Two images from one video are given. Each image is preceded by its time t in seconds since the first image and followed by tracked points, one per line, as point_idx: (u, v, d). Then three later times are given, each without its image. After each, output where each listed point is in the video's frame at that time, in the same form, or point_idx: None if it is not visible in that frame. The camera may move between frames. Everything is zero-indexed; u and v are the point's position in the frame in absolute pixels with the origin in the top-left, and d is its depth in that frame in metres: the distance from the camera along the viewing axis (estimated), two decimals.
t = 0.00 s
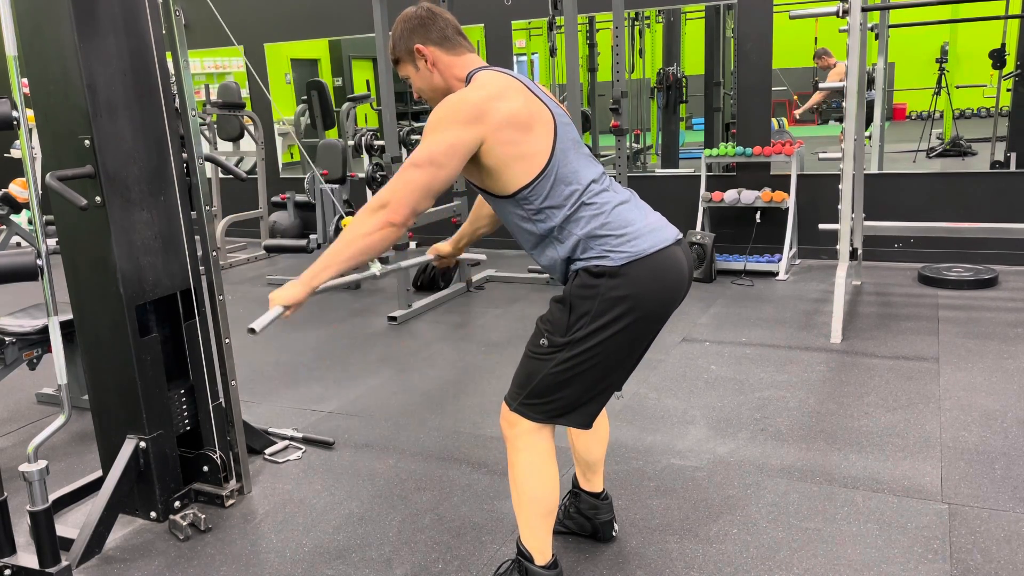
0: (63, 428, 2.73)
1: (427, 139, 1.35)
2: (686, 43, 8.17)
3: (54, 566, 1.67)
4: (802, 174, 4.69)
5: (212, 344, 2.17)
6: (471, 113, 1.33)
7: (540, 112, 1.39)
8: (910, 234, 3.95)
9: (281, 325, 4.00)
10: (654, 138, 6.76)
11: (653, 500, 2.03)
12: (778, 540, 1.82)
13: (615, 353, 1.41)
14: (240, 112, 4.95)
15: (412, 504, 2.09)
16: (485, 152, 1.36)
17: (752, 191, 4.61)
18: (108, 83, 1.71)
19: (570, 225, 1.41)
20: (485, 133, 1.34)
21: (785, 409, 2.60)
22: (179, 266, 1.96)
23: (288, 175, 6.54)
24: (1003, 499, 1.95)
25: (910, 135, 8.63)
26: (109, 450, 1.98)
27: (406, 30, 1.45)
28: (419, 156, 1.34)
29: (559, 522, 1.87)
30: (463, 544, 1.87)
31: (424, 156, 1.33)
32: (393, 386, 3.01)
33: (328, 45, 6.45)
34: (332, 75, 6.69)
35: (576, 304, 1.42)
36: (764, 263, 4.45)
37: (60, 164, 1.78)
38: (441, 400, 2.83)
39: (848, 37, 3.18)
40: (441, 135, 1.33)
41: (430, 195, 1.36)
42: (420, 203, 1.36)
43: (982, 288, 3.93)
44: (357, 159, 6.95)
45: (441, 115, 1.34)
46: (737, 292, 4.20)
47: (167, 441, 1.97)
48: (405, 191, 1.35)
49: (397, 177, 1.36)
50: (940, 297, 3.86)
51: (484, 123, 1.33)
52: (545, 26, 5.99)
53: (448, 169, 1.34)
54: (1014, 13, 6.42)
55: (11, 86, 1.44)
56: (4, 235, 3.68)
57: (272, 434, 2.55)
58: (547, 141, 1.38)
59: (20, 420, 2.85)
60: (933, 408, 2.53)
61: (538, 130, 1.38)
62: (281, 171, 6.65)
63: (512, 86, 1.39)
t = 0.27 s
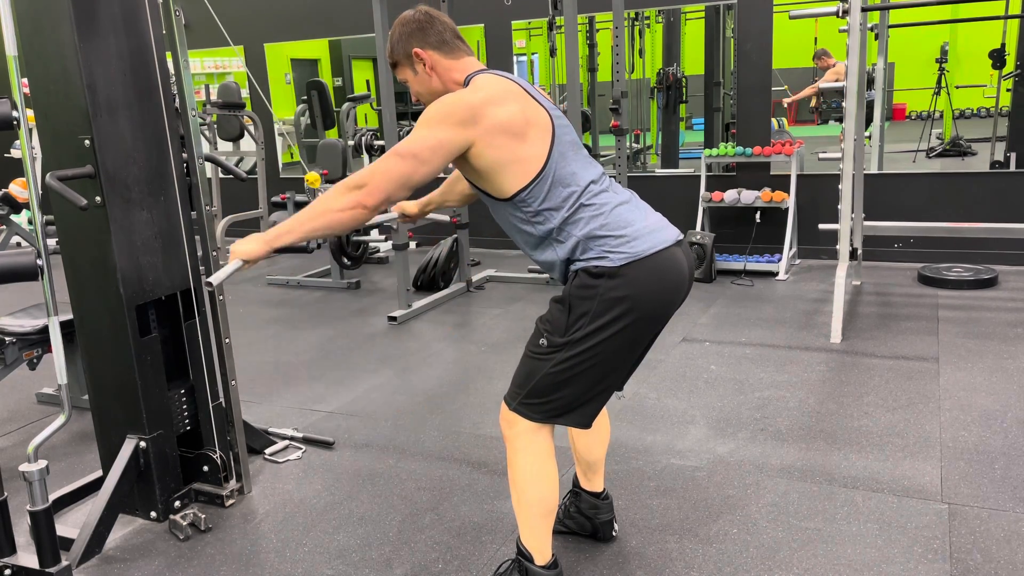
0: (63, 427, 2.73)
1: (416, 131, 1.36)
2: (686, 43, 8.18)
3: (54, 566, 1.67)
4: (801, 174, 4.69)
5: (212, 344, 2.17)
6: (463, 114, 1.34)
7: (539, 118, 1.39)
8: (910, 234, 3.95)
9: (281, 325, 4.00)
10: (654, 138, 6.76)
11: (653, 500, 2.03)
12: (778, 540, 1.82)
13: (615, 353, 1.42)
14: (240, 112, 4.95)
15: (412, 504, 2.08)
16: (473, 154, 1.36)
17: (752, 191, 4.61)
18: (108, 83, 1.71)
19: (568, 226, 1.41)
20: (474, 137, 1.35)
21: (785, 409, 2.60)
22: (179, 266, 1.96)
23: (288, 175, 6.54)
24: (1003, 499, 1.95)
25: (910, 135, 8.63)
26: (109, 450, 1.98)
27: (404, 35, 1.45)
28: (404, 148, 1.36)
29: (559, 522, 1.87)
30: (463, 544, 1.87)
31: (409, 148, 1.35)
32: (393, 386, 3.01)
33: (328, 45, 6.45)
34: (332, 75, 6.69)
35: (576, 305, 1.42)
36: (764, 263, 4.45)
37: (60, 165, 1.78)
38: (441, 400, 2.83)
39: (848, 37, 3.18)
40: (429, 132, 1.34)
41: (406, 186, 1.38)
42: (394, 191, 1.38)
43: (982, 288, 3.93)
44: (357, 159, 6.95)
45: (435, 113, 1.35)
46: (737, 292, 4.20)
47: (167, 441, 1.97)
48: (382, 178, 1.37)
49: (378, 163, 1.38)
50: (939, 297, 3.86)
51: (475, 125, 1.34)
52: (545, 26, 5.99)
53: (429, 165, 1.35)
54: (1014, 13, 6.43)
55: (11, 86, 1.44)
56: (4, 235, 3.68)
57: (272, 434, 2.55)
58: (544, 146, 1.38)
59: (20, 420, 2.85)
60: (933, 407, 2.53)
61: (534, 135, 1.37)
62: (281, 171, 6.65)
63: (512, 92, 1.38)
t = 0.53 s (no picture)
0: (63, 427, 2.73)
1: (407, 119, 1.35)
2: (686, 43, 8.18)
3: (54, 566, 1.67)
4: (802, 174, 4.69)
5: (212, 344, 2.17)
6: (457, 112, 1.33)
7: (534, 123, 1.38)
8: (910, 234, 3.95)
9: (281, 325, 4.00)
10: (654, 138, 6.76)
11: (653, 500, 2.03)
12: (778, 540, 1.82)
13: (618, 354, 1.42)
14: (240, 112, 4.95)
15: (412, 504, 2.09)
16: (460, 153, 1.36)
17: (752, 191, 4.61)
18: (107, 83, 1.71)
19: (568, 228, 1.41)
20: (463, 136, 1.34)
21: (784, 408, 2.60)
22: (179, 266, 1.96)
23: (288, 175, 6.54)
24: (1002, 499, 1.95)
25: (910, 135, 8.63)
26: (108, 450, 1.98)
27: (400, 41, 1.46)
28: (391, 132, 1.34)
29: (559, 522, 1.87)
30: (463, 544, 1.87)
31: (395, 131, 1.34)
32: (393, 386, 3.01)
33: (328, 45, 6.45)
34: (332, 75, 6.70)
35: (579, 305, 1.42)
36: (764, 263, 4.45)
37: (60, 165, 1.78)
38: (441, 400, 2.83)
39: (848, 37, 3.18)
40: (418, 122, 1.33)
41: (384, 170, 1.36)
42: (372, 172, 1.36)
43: (982, 288, 3.93)
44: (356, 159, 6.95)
45: (428, 106, 1.35)
46: (737, 292, 4.20)
47: (167, 441, 1.97)
48: (363, 158, 1.36)
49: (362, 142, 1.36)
50: (939, 297, 3.86)
51: (467, 125, 1.34)
52: (545, 26, 5.99)
53: (413, 155, 1.34)
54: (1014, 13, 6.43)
55: (11, 85, 1.44)
56: (4, 235, 3.68)
57: (272, 434, 2.55)
58: (539, 150, 1.38)
59: (19, 420, 2.85)
60: (933, 407, 2.53)
61: (529, 140, 1.37)
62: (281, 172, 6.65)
63: (511, 99, 1.38)
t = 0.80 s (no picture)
0: (63, 427, 2.73)
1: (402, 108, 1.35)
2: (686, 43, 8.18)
3: (54, 566, 1.67)
4: (802, 174, 4.69)
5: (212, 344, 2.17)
6: (453, 109, 1.33)
7: (531, 126, 1.38)
8: (910, 234, 3.95)
9: (281, 325, 4.00)
10: (654, 138, 6.76)
11: (653, 500, 2.03)
12: (778, 540, 1.82)
13: (619, 354, 1.41)
14: (240, 112, 4.95)
15: (412, 504, 2.09)
16: (452, 148, 1.36)
17: (752, 191, 4.61)
18: (108, 83, 1.71)
19: (567, 229, 1.41)
20: (457, 132, 1.34)
21: (784, 409, 2.60)
22: (180, 266, 1.96)
23: (288, 175, 6.54)
24: (1003, 499, 1.95)
25: (910, 135, 8.63)
26: (108, 450, 1.98)
27: (399, 47, 1.47)
28: (384, 118, 1.34)
29: (559, 522, 1.87)
30: (463, 544, 1.87)
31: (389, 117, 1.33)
32: (393, 386, 3.01)
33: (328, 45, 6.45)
34: (332, 75, 6.70)
35: (581, 306, 1.42)
36: (764, 263, 4.45)
37: (60, 165, 1.78)
38: (441, 400, 2.83)
39: (848, 37, 3.18)
40: (413, 113, 1.33)
41: (372, 153, 1.35)
42: (360, 154, 1.36)
43: (982, 288, 3.93)
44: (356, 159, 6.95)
45: (425, 99, 1.35)
46: (737, 292, 4.20)
47: (167, 441, 1.97)
48: (353, 138, 1.35)
49: (355, 121, 1.36)
50: (939, 297, 3.86)
51: (462, 122, 1.34)
52: (545, 26, 5.99)
53: (403, 144, 1.34)
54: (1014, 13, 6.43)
55: (11, 85, 1.44)
56: (3, 235, 3.68)
57: (272, 434, 2.55)
58: (535, 151, 1.38)
59: (19, 420, 2.85)
60: (933, 408, 2.53)
61: (525, 140, 1.37)
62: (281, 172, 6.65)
63: (509, 101, 1.37)
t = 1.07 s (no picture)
0: (63, 427, 2.73)
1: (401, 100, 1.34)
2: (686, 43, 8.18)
3: (54, 566, 1.67)
4: (802, 174, 4.69)
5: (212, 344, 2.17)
6: (452, 106, 1.33)
7: (529, 128, 1.38)
8: (910, 234, 3.95)
9: (281, 325, 4.00)
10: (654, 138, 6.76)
11: (653, 500, 2.03)
12: (778, 540, 1.82)
13: (622, 354, 1.41)
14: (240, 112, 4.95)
15: (412, 504, 2.09)
16: (448, 143, 1.35)
17: (752, 191, 4.61)
18: (108, 83, 1.71)
19: (568, 229, 1.41)
20: (454, 128, 1.34)
21: (785, 408, 2.60)
22: (179, 266, 1.96)
23: (288, 175, 6.54)
24: (1003, 499, 1.95)
25: (910, 135, 8.63)
26: (108, 451, 1.98)
27: (400, 50, 1.48)
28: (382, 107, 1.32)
29: (559, 522, 1.87)
30: (463, 544, 1.87)
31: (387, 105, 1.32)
32: (393, 386, 3.00)
33: (328, 45, 6.45)
34: (332, 75, 6.70)
35: (584, 306, 1.42)
36: (764, 263, 4.45)
37: (60, 165, 1.78)
38: (441, 400, 2.83)
39: (848, 37, 3.18)
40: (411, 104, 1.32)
41: (366, 140, 1.33)
42: (355, 140, 1.33)
43: (982, 288, 3.93)
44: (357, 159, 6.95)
45: (422, 93, 1.34)
46: (737, 292, 4.20)
47: (167, 441, 1.97)
48: (350, 123, 1.32)
49: (352, 107, 1.34)
50: (939, 297, 3.86)
51: (461, 119, 1.34)
52: (545, 26, 5.99)
53: (400, 135, 1.32)
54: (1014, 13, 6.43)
55: (11, 86, 1.44)
56: (3, 235, 3.68)
57: (272, 434, 2.55)
58: (533, 152, 1.38)
59: (19, 420, 2.85)
60: (933, 408, 2.53)
61: (524, 140, 1.37)
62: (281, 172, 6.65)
63: (507, 102, 1.37)
